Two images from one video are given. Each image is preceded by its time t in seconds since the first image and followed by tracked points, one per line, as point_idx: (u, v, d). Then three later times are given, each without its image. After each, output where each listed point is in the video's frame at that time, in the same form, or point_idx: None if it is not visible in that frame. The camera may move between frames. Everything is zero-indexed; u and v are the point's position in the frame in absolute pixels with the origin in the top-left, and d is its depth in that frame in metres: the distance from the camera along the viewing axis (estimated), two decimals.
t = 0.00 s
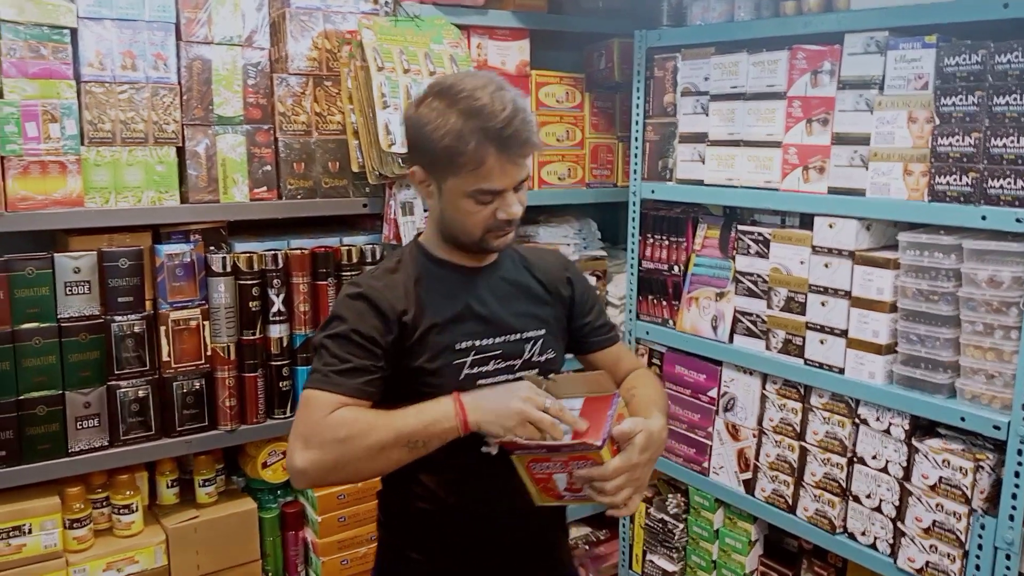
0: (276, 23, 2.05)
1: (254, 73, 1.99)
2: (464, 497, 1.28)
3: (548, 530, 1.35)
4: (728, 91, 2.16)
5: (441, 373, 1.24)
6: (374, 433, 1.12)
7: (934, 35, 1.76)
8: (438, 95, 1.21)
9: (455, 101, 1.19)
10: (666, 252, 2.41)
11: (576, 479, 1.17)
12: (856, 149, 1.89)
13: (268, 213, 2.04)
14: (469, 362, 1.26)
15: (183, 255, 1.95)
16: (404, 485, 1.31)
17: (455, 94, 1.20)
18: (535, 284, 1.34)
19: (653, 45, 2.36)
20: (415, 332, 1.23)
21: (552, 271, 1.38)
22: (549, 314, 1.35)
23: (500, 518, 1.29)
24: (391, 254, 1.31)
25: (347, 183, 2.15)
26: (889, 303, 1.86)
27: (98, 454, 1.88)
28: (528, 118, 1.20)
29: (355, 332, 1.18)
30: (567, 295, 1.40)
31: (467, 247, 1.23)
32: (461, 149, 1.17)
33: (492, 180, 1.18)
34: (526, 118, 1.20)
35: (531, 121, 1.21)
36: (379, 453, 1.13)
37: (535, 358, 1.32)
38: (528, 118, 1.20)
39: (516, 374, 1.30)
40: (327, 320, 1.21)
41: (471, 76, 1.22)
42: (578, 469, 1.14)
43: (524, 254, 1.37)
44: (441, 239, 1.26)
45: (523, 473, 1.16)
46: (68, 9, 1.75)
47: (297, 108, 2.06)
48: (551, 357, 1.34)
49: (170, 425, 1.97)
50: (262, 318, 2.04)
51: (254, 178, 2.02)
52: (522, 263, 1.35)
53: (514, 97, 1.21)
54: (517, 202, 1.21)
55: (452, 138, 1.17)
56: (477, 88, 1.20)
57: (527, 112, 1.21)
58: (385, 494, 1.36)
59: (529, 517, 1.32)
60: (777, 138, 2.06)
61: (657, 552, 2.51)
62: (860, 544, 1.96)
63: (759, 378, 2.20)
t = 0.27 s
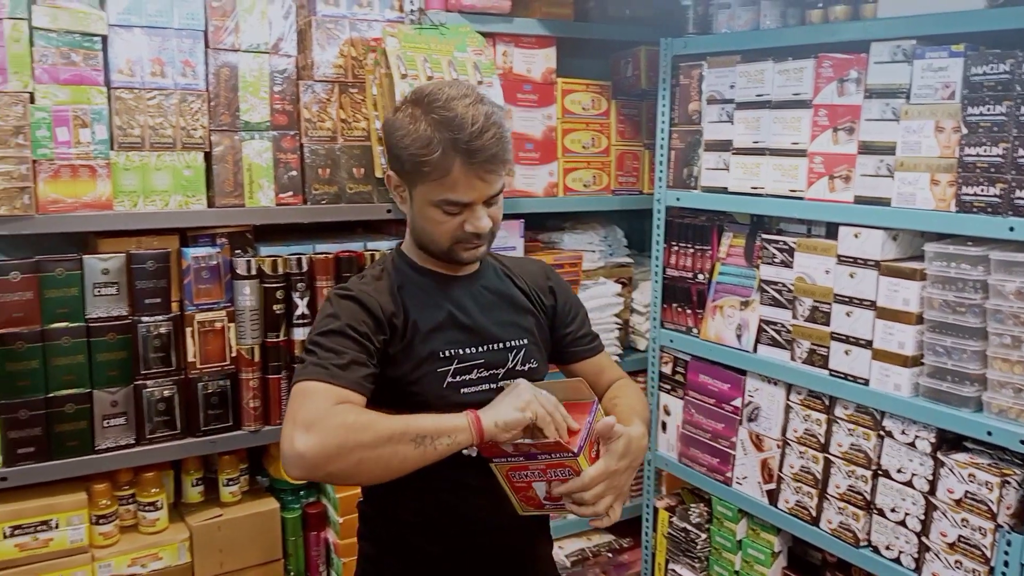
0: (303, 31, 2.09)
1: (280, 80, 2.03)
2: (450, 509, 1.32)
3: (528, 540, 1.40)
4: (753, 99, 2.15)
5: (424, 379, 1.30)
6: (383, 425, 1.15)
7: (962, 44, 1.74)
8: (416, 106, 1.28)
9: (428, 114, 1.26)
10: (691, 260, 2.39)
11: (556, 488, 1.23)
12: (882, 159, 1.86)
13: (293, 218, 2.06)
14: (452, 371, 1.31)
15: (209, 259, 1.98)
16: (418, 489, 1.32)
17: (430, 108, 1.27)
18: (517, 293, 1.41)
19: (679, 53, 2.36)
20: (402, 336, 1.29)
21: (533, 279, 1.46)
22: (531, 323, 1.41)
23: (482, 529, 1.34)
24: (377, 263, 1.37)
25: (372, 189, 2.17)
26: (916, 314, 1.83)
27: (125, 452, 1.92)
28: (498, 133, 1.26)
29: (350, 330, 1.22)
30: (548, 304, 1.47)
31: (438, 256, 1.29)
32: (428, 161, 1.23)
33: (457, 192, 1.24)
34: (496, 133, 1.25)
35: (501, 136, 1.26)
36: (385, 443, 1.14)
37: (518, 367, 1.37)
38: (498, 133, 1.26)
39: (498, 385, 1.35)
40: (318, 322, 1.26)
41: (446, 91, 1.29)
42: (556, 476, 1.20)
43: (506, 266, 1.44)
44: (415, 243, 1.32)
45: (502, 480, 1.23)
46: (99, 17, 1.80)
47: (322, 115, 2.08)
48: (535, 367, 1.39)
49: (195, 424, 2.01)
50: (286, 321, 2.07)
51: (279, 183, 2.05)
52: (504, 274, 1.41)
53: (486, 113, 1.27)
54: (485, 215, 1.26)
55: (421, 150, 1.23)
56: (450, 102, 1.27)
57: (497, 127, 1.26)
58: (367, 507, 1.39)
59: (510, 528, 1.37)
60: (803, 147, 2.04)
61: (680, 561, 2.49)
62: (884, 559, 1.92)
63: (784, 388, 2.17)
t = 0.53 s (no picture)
0: (327, 30, 2.11)
1: (304, 79, 2.06)
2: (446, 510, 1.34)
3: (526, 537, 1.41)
4: (776, 99, 2.13)
5: (424, 373, 1.29)
6: (396, 417, 1.12)
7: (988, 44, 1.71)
8: (412, 102, 1.28)
9: (423, 110, 1.26)
10: (713, 260, 2.38)
11: (558, 481, 1.25)
12: (905, 160, 1.84)
13: (315, 214, 2.09)
14: (452, 365, 1.30)
15: (232, 253, 2.01)
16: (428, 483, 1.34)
17: (426, 104, 1.27)
18: (515, 287, 1.40)
19: (703, 53, 2.34)
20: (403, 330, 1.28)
21: (532, 275, 1.45)
22: (529, 318, 1.40)
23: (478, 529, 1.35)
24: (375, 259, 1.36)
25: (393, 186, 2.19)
26: (938, 318, 1.80)
27: (148, 441, 1.96)
28: (493, 129, 1.25)
29: (353, 325, 1.21)
30: (547, 299, 1.46)
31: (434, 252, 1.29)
32: (423, 157, 1.23)
33: (452, 188, 1.23)
34: (490, 130, 1.25)
35: (496, 133, 1.26)
36: (399, 438, 1.11)
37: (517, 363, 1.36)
38: (493, 130, 1.25)
39: (498, 379, 1.34)
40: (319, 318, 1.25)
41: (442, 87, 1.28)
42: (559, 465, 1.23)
43: (504, 262, 1.43)
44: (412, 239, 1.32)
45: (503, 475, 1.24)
46: (126, 15, 1.84)
47: (345, 113, 2.11)
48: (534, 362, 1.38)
49: (216, 415, 2.04)
50: (307, 316, 2.09)
51: (301, 179, 2.08)
52: (501, 269, 1.41)
53: (482, 109, 1.26)
54: (481, 211, 1.26)
55: (415, 146, 1.23)
56: (445, 98, 1.26)
57: (492, 124, 1.26)
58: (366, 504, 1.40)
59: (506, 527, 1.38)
60: (825, 148, 2.02)
61: (698, 563, 2.48)
62: (902, 564, 1.90)
63: (804, 391, 2.15)
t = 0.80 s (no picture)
0: (342, 22, 2.12)
1: (318, 70, 2.07)
2: (455, 497, 1.35)
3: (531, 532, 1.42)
4: (791, 97, 2.12)
5: (434, 360, 1.32)
6: (407, 409, 1.17)
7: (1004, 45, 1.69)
8: (425, 92, 1.30)
9: (437, 100, 1.28)
10: (724, 259, 2.37)
11: (565, 469, 1.31)
12: (918, 161, 1.82)
13: (328, 205, 2.10)
14: (462, 352, 1.33)
15: (244, 242, 2.03)
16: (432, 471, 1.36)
17: (439, 93, 1.29)
18: (523, 278, 1.43)
19: (719, 50, 2.33)
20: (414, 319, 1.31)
21: (539, 266, 1.48)
22: (536, 308, 1.43)
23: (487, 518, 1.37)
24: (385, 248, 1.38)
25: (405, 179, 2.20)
26: (947, 321, 1.79)
27: (156, 427, 1.99)
28: (506, 117, 1.28)
29: (366, 315, 1.23)
30: (554, 289, 1.49)
31: (447, 240, 1.31)
32: (438, 145, 1.25)
33: (468, 176, 1.26)
34: (503, 118, 1.27)
35: (509, 121, 1.28)
36: (412, 428, 1.16)
37: (526, 351, 1.40)
38: (506, 118, 1.28)
39: (507, 367, 1.37)
40: (330, 306, 1.27)
41: (454, 76, 1.31)
42: (569, 453, 1.30)
43: (511, 252, 1.45)
44: (424, 228, 1.34)
45: (512, 464, 1.29)
46: (143, 4, 1.86)
47: (358, 105, 2.11)
48: (541, 351, 1.42)
49: (224, 403, 2.06)
50: (317, 306, 2.11)
51: (314, 171, 2.09)
52: (509, 260, 1.43)
53: (494, 98, 1.29)
54: (495, 199, 1.29)
55: (430, 134, 1.26)
56: (457, 87, 1.29)
57: (505, 112, 1.28)
58: (377, 491, 1.42)
59: (513, 519, 1.39)
60: (839, 147, 2.00)
61: (702, 563, 2.47)
62: (905, 568, 1.89)
63: (811, 392, 2.14)
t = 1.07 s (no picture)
0: (350, 19, 2.12)
1: (326, 68, 2.06)
2: (489, 484, 1.35)
3: (563, 521, 1.42)
4: (800, 93, 2.10)
5: (466, 350, 1.31)
6: (429, 393, 1.14)
7: (1016, 39, 1.67)
8: (465, 89, 1.31)
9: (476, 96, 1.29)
10: (733, 256, 2.36)
11: (596, 458, 1.28)
12: (929, 156, 1.81)
13: (335, 203, 2.10)
14: (493, 343, 1.32)
15: (252, 241, 2.02)
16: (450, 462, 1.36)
17: (479, 90, 1.30)
18: (550, 270, 1.43)
19: (727, 46, 2.32)
20: (442, 310, 1.29)
21: (565, 259, 1.48)
22: (563, 299, 1.43)
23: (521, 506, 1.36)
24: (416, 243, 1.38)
25: (412, 176, 2.19)
26: (958, 317, 1.78)
27: (165, 425, 1.99)
28: (545, 115, 1.29)
29: (394, 304, 1.23)
30: (581, 281, 1.49)
31: (481, 235, 1.32)
32: (479, 140, 1.26)
33: (507, 170, 1.27)
34: (542, 115, 1.29)
35: (547, 118, 1.30)
36: (435, 413, 1.14)
37: (554, 342, 1.39)
38: (544, 116, 1.29)
39: (537, 357, 1.36)
40: (361, 295, 1.27)
41: (493, 74, 1.32)
42: (599, 444, 1.25)
43: (539, 246, 1.46)
44: (457, 223, 1.34)
45: (542, 452, 1.25)
46: (152, 3, 1.86)
47: (366, 103, 2.11)
48: (569, 342, 1.41)
49: (233, 401, 2.06)
50: (325, 304, 2.11)
51: (322, 169, 2.09)
52: (536, 252, 1.44)
53: (533, 96, 1.30)
54: (530, 195, 1.29)
55: (472, 129, 1.27)
56: (497, 84, 1.30)
57: (543, 110, 1.30)
58: (409, 482, 1.41)
59: (547, 508, 1.39)
60: (849, 143, 1.99)
61: (711, 561, 2.46)
62: (916, 566, 1.88)
63: (821, 389, 2.13)
